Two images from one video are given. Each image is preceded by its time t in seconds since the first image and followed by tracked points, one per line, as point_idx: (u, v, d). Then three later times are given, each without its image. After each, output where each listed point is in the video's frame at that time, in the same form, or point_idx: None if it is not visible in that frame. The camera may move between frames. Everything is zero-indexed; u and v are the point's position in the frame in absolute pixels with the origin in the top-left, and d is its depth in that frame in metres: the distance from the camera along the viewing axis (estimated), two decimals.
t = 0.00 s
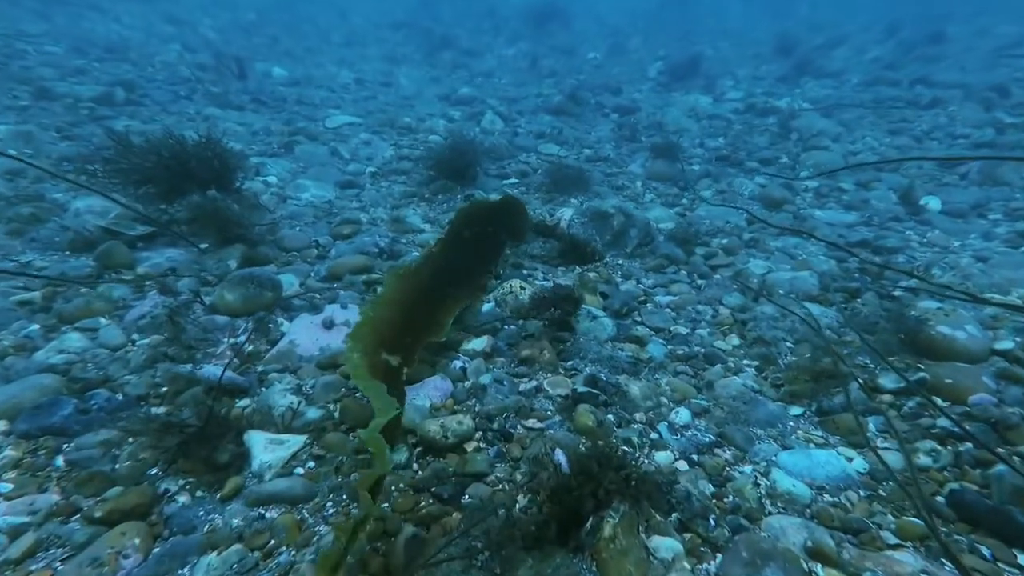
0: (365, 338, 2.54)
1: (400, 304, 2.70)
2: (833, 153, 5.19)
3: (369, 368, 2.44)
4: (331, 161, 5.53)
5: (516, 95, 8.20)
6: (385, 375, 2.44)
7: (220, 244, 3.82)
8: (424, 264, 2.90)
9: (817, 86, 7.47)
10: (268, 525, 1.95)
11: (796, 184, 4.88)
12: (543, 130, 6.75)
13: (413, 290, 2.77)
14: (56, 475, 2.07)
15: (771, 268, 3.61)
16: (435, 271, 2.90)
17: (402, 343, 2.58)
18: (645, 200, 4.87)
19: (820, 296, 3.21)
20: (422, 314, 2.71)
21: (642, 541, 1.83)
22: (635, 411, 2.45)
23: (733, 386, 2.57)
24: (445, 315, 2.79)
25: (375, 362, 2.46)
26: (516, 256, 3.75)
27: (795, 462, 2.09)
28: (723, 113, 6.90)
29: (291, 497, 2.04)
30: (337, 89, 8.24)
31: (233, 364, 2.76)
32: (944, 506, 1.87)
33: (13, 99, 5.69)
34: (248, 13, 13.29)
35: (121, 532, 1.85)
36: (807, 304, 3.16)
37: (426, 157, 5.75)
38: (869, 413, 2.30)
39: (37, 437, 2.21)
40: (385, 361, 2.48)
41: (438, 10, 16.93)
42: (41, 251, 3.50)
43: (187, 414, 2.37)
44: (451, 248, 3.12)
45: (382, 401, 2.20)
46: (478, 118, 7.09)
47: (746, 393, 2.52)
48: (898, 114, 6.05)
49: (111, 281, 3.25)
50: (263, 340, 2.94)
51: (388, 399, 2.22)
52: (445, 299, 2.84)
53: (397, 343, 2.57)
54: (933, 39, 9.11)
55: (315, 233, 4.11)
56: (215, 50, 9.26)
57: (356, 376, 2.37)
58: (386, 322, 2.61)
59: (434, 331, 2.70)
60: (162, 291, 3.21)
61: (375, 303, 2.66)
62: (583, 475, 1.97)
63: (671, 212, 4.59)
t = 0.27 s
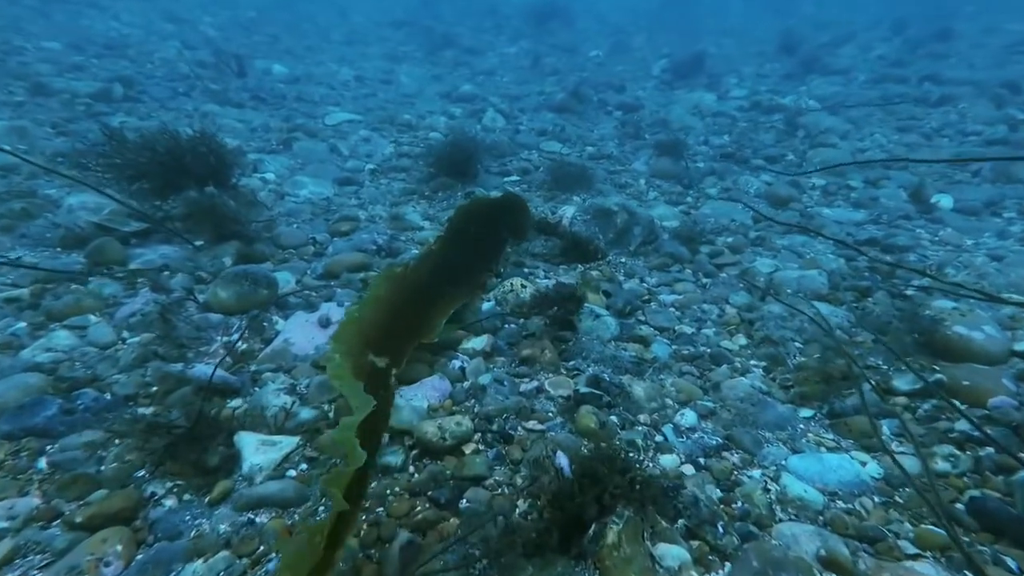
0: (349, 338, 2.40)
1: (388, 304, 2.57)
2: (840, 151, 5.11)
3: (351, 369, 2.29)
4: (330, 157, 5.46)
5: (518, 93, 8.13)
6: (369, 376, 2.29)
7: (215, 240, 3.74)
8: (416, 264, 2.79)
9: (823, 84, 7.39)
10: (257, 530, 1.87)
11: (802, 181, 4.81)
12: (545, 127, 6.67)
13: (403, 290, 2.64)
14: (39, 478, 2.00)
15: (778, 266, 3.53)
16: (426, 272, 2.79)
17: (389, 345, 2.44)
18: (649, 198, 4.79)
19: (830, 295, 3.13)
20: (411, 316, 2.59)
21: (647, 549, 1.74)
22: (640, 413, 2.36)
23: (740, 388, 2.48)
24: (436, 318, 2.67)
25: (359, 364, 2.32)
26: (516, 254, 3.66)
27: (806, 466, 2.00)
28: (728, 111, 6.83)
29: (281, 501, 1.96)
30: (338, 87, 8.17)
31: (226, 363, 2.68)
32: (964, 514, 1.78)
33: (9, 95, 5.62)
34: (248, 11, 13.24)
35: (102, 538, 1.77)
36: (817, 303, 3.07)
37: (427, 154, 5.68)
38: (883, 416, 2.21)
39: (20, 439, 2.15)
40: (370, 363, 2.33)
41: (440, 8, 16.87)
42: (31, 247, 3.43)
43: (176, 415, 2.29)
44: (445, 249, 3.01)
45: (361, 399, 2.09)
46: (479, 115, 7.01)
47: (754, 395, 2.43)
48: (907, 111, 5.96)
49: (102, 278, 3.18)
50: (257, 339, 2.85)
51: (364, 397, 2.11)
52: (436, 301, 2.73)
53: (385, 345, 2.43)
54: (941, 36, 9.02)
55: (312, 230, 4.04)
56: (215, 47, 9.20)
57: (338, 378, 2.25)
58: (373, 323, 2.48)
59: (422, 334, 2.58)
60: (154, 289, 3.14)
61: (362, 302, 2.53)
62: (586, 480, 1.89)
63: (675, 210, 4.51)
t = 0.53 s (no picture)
0: (339, 342, 2.33)
1: (382, 307, 2.51)
2: (849, 149, 5.03)
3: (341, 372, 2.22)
4: (331, 156, 5.42)
5: (521, 92, 8.08)
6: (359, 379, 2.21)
7: (214, 239, 3.69)
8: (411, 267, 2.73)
9: (831, 82, 7.31)
10: (251, 534, 1.81)
11: (811, 179, 4.73)
12: (548, 126, 6.62)
13: (397, 292, 2.59)
14: (28, 480, 1.95)
15: (787, 265, 3.45)
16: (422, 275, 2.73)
17: (382, 348, 2.38)
18: (654, 196, 4.73)
19: (840, 294, 3.05)
20: (405, 318, 2.52)
21: (654, 554, 1.68)
22: (646, 414, 2.30)
23: (749, 388, 2.41)
24: (433, 319, 2.59)
25: (350, 367, 2.25)
26: (519, 253, 3.60)
27: (819, 470, 1.93)
28: (734, 109, 6.76)
29: (277, 504, 1.91)
30: (340, 86, 8.13)
31: (223, 363, 2.62)
32: (986, 521, 1.71)
33: (10, 94, 5.60)
34: (251, 12, 13.23)
35: (91, 543, 1.72)
36: (827, 302, 2.99)
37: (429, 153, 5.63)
38: (899, 418, 2.14)
39: (10, 439, 2.10)
40: (361, 366, 2.26)
41: (442, 8, 16.85)
42: (28, 245, 3.39)
43: (170, 416, 2.23)
44: (444, 253, 2.95)
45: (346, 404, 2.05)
46: (482, 114, 6.97)
47: (763, 396, 2.36)
48: (916, 109, 5.88)
49: (99, 277, 3.13)
50: (254, 338, 2.80)
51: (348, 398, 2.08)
52: (432, 303, 2.65)
53: (377, 348, 2.36)
54: (950, 34, 8.93)
55: (313, 229, 3.98)
56: (217, 47, 9.18)
57: (324, 379, 2.19)
58: (364, 327, 2.42)
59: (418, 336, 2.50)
60: (151, 287, 3.09)
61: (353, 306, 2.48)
62: (591, 483, 1.82)
63: (680, 209, 4.44)
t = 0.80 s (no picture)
0: (334, 349, 2.35)
1: (377, 314, 2.53)
2: (858, 149, 4.98)
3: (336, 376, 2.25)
4: (335, 157, 5.41)
5: (526, 93, 8.06)
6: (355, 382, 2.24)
7: (217, 239, 3.68)
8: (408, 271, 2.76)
9: (839, 82, 7.26)
10: (249, 537, 1.79)
11: (818, 180, 4.68)
12: (553, 126, 6.59)
13: (394, 296, 2.61)
14: (26, 480, 1.93)
15: (795, 266, 3.41)
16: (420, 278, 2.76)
17: (379, 350, 2.40)
18: (659, 197, 4.69)
19: (850, 296, 3.00)
20: (402, 322, 2.55)
21: (660, 559, 1.64)
22: (651, 416, 2.26)
23: (756, 390, 2.37)
24: (430, 322, 2.61)
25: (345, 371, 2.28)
26: (523, 253, 3.57)
27: (830, 474, 1.88)
28: (740, 110, 6.71)
29: (276, 507, 1.88)
30: (345, 88, 8.14)
31: (224, 363, 2.59)
32: (1005, 528, 1.66)
33: (17, 96, 5.62)
34: (257, 14, 13.28)
35: (87, 545, 1.70)
36: (837, 303, 2.94)
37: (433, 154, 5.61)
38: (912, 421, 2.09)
39: (9, 439, 2.08)
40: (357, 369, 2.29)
41: (447, 10, 16.88)
42: (32, 245, 3.39)
43: (170, 417, 2.21)
44: (440, 257, 2.96)
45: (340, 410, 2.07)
46: (486, 115, 6.95)
47: (771, 398, 2.32)
48: (926, 109, 5.82)
49: (102, 276, 3.12)
50: (256, 338, 2.77)
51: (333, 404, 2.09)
52: (430, 306, 2.68)
53: (373, 353, 2.38)
54: (959, 34, 8.84)
55: (316, 229, 3.96)
56: (223, 50, 9.22)
57: (317, 383, 2.21)
58: (359, 333, 2.43)
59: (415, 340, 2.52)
60: (154, 287, 3.07)
61: (348, 313, 2.50)
62: (596, 486, 1.78)
63: (686, 209, 4.40)
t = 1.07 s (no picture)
0: (330, 358, 2.40)
1: (374, 319, 2.56)
2: (865, 154, 4.93)
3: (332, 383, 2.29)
4: (339, 160, 5.43)
5: (531, 97, 8.07)
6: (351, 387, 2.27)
7: (221, 240, 3.69)
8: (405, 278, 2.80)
9: (846, 87, 7.21)
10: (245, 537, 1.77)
11: (825, 184, 4.65)
12: (557, 130, 6.59)
13: (391, 303, 2.64)
14: (24, 480, 1.92)
15: (800, 270, 3.37)
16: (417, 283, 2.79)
17: (376, 354, 2.42)
18: (663, 201, 4.67)
19: (855, 299, 2.96)
20: (399, 325, 2.57)
21: (660, 562, 1.60)
22: (652, 419, 2.23)
23: (759, 394, 2.34)
24: (428, 324, 2.62)
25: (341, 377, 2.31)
26: (526, 256, 3.56)
27: (833, 478, 1.85)
28: (746, 114, 6.68)
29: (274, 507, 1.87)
30: (351, 92, 8.18)
31: (224, 363, 2.59)
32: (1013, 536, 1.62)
33: (27, 100, 5.69)
34: (266, 21, 13.40)
35: (82, 544, 1.69)
36: (842, 306, 2.90)
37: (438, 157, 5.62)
38: (917, 426, 2.06)
39: (8, 438, 2.08)
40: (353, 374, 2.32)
41: (454, 16, 16.96)
42: (37, 246, 3.41)
43: (169, 417, 2.20)
44: (439, 259, 2.98)
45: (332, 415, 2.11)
46: (491, 119, 6.96)
47: (773, 401, 2.29)
48: (935, 113, 5.76)
49: (105, 277, 3.14)
50: (257, 339, 2.77)
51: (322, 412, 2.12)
52: (427, 309, 2.69)
53: (371, 357, 2.40)
54: (970, 37, 8.76)
55: (319, 231, 3.97)
56: (231, 55, 9.30)
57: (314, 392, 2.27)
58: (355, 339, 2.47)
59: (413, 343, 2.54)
60: (156, 287, 3.08)
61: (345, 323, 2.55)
62: (596, 490, 1.76)
63: (690, 213, 4.38)
